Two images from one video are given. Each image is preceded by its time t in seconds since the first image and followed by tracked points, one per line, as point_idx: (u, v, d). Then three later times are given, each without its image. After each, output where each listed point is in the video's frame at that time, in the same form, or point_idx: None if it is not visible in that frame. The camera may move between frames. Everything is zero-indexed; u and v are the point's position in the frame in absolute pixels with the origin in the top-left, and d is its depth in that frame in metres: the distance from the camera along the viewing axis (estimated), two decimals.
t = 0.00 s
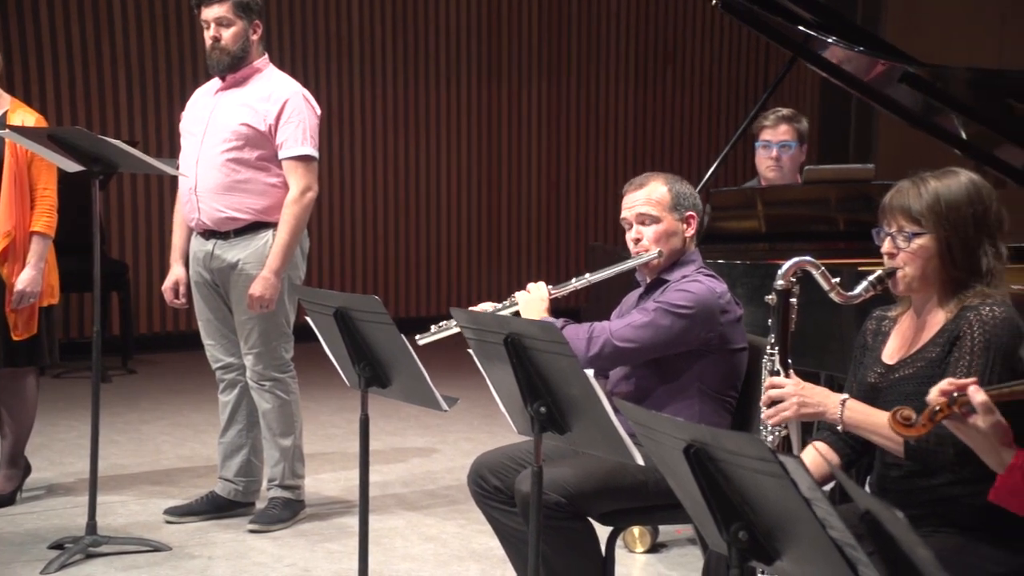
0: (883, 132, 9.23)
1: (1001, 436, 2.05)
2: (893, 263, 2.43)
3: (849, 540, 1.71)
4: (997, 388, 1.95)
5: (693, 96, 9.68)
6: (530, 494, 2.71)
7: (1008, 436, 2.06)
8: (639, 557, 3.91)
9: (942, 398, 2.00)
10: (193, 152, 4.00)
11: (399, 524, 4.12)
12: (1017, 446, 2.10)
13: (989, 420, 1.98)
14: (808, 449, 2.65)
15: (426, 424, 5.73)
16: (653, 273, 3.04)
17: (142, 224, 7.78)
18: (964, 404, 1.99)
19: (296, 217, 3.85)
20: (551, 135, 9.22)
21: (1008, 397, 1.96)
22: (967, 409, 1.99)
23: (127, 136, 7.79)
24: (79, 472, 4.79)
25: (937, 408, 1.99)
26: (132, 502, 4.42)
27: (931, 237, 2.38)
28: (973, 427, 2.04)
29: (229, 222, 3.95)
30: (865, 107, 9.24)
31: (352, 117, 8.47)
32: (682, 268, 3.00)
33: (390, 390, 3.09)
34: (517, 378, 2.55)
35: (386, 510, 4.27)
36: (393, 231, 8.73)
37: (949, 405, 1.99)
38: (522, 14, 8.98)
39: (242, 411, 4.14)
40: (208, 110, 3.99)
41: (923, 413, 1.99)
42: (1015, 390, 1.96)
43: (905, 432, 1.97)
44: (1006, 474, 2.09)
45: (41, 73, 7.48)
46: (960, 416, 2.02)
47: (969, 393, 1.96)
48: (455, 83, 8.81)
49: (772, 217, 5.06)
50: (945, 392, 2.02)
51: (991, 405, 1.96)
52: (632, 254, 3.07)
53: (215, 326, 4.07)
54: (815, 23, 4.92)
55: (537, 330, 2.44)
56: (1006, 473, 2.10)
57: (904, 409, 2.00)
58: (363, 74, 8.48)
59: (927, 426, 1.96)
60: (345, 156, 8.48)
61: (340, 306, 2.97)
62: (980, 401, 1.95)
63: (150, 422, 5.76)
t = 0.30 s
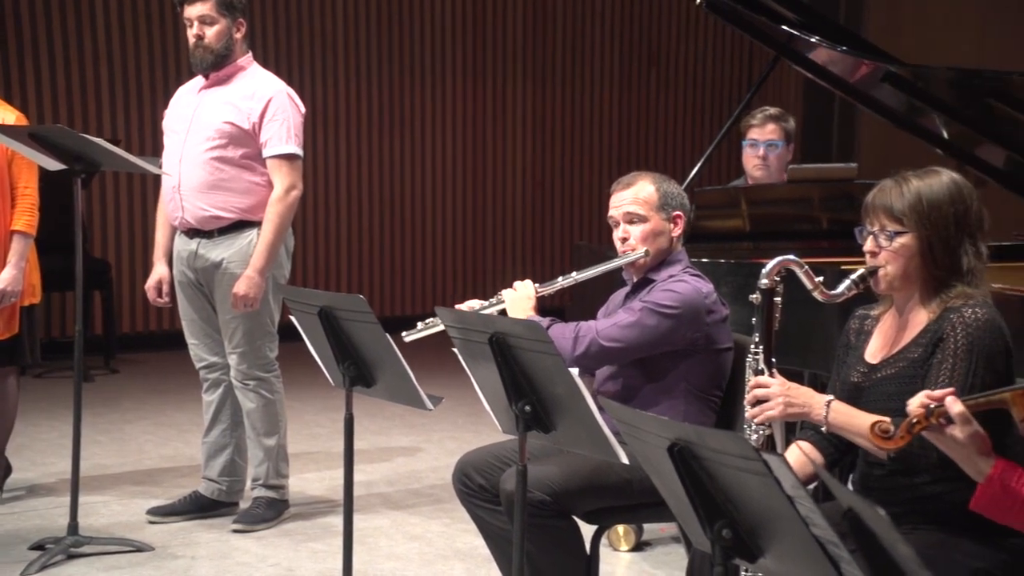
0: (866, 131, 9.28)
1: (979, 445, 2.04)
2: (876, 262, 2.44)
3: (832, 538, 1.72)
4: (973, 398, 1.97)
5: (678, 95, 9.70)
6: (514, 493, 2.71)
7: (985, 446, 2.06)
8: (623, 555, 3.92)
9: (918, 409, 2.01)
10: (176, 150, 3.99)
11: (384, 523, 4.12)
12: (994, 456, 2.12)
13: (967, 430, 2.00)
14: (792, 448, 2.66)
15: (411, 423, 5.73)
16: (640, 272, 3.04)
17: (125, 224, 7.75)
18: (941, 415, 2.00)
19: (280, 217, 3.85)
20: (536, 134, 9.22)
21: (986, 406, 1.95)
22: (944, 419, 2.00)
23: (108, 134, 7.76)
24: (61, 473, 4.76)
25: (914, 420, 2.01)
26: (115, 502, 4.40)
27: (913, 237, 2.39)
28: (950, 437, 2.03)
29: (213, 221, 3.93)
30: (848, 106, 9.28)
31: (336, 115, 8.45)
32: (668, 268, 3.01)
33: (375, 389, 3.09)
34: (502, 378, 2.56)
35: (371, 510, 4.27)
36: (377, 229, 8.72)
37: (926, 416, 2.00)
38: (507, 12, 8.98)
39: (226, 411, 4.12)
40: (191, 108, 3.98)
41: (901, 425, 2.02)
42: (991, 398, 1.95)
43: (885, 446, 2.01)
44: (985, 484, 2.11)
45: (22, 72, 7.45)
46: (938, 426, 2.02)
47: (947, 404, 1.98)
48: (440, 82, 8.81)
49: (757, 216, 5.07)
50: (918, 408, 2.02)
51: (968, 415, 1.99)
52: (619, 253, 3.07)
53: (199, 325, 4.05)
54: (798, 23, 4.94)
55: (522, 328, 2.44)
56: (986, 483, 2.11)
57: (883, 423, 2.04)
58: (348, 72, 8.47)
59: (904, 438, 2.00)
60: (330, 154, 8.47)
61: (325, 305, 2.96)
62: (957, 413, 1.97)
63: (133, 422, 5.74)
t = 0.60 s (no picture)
0: (846, 130, 9.32)
1: (963, 451, 2.06)
2: (855, 261, 2.45)
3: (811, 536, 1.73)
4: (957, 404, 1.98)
5: (659, 94, 9.71)
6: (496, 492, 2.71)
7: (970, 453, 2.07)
8: (605, 554, 3.92)
9: (905, 416, 2.02)
10: (155, 149, 3.97)
11: (365, 523, 4.11)
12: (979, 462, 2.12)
13: (950, 437, 2.01)
14: (770, 445, 2.66)
15: (393, 423, 5.72)
16: (622, 273, 3.05)
17: (104, 223, 7.71)
18: (926, 422, 2.01)
19: (261, 216, 3.84)
20: (517, 133, 9.22)
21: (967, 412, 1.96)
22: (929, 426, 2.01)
23: (87, 133, 7.72)
24: (39, 473, 4.73)
25: (901, 427, 2.01)
26: (93, 503, 4.38)
27: (892, 236, 2.40)
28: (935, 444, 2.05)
29: (193, 220, 3.92)
30: (828, 106, 9.32)
31: (317, 114, 8.43)
32: (650, 269, 3.01)
33: (356, 389, 3.08)
34: (484, 377, 2.56)
35: (352, 510, 4.26)
36: (358, 229, 8.70)
37: (912, 424, 2.01)
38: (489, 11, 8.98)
39: (207, 411, 4.11)
40: (170, 107, 3.96)
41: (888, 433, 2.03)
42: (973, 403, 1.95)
43: (872, 454, 2.03)
44: (968, 490, 2.10)
45: None
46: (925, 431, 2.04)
47: (931, 412, 1.99)
48: (421, 81, 8.79)
49: (738, 216, 5.07)
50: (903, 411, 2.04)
51: (952, 423, 2.00)
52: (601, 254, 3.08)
53: (179, 325, 4.03)
54: (778, 23, 4.96)
55: (503, 328, 2.44)
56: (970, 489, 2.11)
57: (870, 431, 2.04)
58: (328, 72, 8.45)
59: (891, 445, 2.01)
60: (310, 152, 8.44)
61: (306, 304, 2.95)
62: (942, 420, 1.98)
63: (112, 422, 5.71)
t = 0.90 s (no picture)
0: (830, 128, 9.35)
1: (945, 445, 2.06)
2: (839, 259, 2.46)
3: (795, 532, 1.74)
4: (939, 398, 1.98)
5: (643, 91, 9.72)
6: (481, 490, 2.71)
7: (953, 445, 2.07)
8: (589, 551, 3.93)
9: (886, 411, 2.03)
10: (139, 147, 3.95)
11: (350, 521, 4.11)
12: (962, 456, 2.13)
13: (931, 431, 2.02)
14: (755, 442, 2.67)
15: (378, 421, 5.72)
16: (607, 273, 3.06)
17: (86, 221, 7.67)
18: (906, 417, 2.02)
19: (245, 214, 3.83)
20: (502, 130, 9.21)
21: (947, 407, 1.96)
22: (909, 421, 2.02)
23: (69, 130, 7.68)
24: (20, 473, 4.71)
25: (880, 422, 2.02)
26: (75, 502, 4.36)
27: (875, 234, 2.41)
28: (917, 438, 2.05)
29: (177, 218, 3.90)
30: (812, 104, 9.35)
31: (300, 111, 8.41)
32: (635, 269, 3.02)
33: (341, 387, 3.07)
34: (469, 375, 2.56)
35: (337, 508, 4.26)
36: (343, 228, 8.69)
37: (892, 419, 2.01)
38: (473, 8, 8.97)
39: (190, 409, 4.10)
40: (153, 104, 3.94)
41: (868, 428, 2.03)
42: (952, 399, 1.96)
43: (851, 449, 2.02)
44: (950, 484, 2.11)
45: None
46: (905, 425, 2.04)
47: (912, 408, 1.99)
48: (406, 79, 8.78)
49: (723, 214, 5.08)
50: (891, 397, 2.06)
51: (933, 418, 2.00)
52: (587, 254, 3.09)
53: (163, 323, 4.02)
54: (762, 22, 4.98)
55: (489, 326, 2.44)
56: (952, 482, 2.11)
57: (848, 425, 2.04)
58: (312, 70, 8.43)
59: (870, 441, 2.01)
60: (294, 151, 8.43)
61: (290, 302, 2.95)
62: (922, 416, 1.98)
63: (94, 421, 5.68)
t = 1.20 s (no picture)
0: (808, 124, 9.38)
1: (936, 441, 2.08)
2: (818, 256, 2.47)
3: (773, 528, 1.74)
4: (934, 395, 1.99)
5: (623, 86, 9.72)
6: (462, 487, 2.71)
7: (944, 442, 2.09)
8: (570, 547, 3.93)
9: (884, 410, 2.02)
10: (116, 142, 3.93)
11: (330, 518, 4.10)
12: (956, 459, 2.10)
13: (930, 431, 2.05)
14: (735, 438, 2.69)
15: (358, 417, 5.70)
16: (587, 272, 3.06)
17: (62, 217, 7.62)
18: (903, 415, 2.01)
19: (224, 210, 3.81)
20: (482, 125, 9.19)
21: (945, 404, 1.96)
22: (906, 419, 2.01)
23: (44, 126, 7.62)
24: None
25: (879, 419, 2.01)
26: (52, 500, 4.33)
27: (854, 231, 2.43)
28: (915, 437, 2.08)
29: (154, 214, 3.88)
30: (791, 100, 9.38)
31: (279, 107, 8.39)
32: (616, 269, 3.02)
33: (320, 383, 3.06)
34: (449, 371, 2.55)
35: (317, 505, 4.24)
36: (323, 223, 8.67)
37: (889, 416, 2.01)
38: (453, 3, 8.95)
39: (168, 406, 4.08)
40: (130, 99, 3.92)
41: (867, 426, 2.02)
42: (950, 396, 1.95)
43: (852, 449, 2.01)
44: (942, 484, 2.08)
45: None
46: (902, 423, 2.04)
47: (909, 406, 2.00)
48: (385, 75, 8.76)
49: (701, 210, 5.10)
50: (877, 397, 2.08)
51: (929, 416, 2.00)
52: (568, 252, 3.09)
53: (140, 320, 4.00)
54: (741, 18, 4.99)
55: (469, 322, 2.44)
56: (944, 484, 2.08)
57: (847, 425, 2.03)
58: (291, 65, 8.40)
59: (869, 439, 2.00)
60: (272, 146, 8.40)
61: (269, 298, 2.93)
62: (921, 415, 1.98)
63: (71, 418, 5.65)
